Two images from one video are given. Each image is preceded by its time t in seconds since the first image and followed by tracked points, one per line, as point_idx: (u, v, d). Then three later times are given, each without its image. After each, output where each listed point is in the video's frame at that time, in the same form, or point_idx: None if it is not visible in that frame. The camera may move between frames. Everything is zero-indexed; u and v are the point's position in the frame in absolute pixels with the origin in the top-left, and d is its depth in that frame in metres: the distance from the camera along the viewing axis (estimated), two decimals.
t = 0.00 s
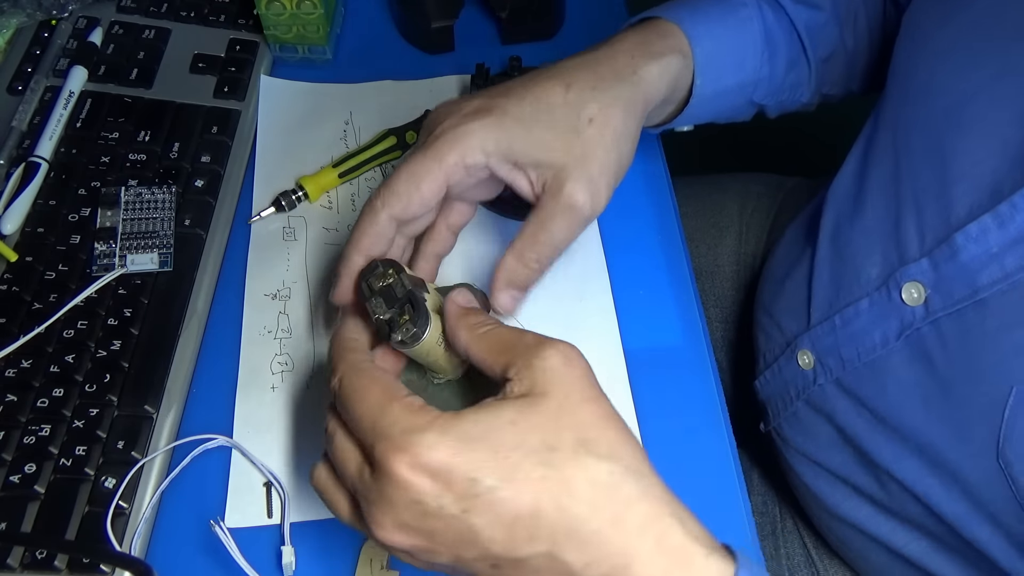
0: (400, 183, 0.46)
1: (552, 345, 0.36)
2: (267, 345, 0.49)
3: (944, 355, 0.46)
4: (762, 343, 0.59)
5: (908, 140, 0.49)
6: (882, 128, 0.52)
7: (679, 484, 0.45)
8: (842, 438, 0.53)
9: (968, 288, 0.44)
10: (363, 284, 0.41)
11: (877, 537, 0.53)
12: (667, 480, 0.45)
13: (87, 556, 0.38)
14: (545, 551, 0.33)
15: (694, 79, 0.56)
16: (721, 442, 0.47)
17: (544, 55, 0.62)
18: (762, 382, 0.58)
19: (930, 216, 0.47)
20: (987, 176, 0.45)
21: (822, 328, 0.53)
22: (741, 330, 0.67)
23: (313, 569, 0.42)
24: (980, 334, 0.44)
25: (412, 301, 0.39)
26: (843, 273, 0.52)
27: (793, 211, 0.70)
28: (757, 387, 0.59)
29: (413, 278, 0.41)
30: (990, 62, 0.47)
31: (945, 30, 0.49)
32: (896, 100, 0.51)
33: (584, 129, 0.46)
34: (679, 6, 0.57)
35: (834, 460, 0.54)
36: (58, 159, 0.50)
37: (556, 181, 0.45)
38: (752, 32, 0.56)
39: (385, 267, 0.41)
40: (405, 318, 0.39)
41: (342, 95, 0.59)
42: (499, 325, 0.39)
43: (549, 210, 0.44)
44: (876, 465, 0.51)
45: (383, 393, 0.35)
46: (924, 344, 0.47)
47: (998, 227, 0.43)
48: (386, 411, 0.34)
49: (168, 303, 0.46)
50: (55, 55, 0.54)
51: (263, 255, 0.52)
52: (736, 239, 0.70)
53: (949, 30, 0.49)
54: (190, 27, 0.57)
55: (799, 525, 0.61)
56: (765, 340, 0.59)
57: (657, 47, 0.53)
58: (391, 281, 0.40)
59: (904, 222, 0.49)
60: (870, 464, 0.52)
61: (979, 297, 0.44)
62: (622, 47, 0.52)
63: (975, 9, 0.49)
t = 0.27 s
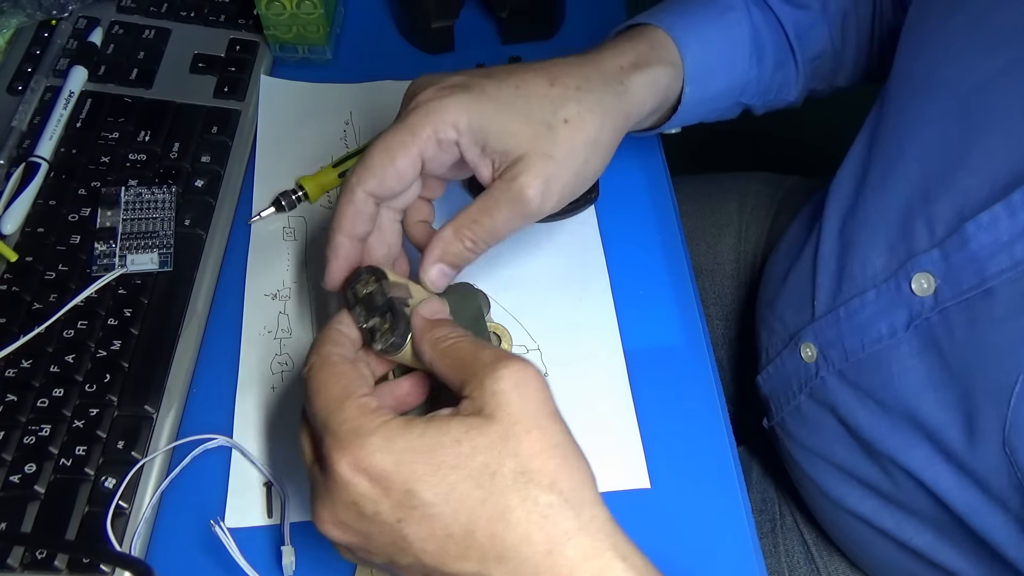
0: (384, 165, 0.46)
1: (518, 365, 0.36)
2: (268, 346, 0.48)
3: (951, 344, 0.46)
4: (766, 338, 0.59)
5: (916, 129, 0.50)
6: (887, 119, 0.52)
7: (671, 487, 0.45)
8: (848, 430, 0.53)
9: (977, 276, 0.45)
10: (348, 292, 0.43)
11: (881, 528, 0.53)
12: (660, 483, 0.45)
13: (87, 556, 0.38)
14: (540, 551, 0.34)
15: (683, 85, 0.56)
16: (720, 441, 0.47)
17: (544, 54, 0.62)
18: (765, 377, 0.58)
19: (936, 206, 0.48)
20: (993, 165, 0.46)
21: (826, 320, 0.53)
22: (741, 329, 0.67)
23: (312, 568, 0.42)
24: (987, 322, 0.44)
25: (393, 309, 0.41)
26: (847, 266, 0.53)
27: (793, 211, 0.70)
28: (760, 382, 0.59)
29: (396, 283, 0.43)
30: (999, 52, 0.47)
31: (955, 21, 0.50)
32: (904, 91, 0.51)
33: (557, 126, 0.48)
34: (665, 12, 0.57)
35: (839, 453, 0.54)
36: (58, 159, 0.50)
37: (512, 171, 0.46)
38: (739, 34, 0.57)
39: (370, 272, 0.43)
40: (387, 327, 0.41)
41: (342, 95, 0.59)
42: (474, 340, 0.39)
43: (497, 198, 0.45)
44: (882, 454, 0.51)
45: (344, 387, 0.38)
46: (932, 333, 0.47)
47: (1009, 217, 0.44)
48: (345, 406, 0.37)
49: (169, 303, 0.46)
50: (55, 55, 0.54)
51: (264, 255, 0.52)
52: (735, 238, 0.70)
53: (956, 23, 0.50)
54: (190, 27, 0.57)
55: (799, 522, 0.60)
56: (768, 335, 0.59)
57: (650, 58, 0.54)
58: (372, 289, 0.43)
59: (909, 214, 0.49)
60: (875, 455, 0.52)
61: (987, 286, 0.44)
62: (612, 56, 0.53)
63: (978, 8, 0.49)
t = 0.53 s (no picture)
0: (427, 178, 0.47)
1: (469, 381, 0.34)
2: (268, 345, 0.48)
3: (965, 339, 0.46)
4: (775, 337, 0.59)
5: (930, 123, 0.50)
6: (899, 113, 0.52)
7: (672, 488, 0.45)
8: (861, 428, 0.53)
9: (985, 272, 0.45)
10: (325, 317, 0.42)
11: (898, 527, 0.53)
12: (660, 484, 0.45)
13: (87, 556, 0.38)
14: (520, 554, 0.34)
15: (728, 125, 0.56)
16: (720, 441, 0.47)
17: (544, 54, 0.62)
18: (774, 377, 0.58)
19: (946, 203, 0.48)
20: (1004, 161, 0.46)
21: (833, 319, 0.53)
22: (745, 330, 0.67)
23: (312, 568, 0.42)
24: (1001, 317, 0.44)
25: (356, 341, 0.39)
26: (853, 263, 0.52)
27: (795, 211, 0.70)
28: (768, 382, 0.59)
29: (366, 307, 0.40)
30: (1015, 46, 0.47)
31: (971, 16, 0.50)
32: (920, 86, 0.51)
33: (608, 161, 0.46)
34: (705, 49, 0.57)
35: (851, 452, 0.54)
36: (58, 159, 0.50)
37: (564, 204, 0.45)
38: (779, 67, 0.56)
39: (335, 299, 0.41)
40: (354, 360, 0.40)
41: (342, 95, 0.59)
42: (431, 345, 0.37)
43: (548, 231, 0.44)
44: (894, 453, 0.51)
45: (301, 405, 0.38)
46: (945, 329, 0.47)
47: (1018, 210, 0.44)
48: (306, 422, 0.37)
49: (169, 303, 0.46)
50: (55, 55, 0.54)
51: (263, 255, 0.52)
52: (737, 238, 0.70)
53: (973, 18, 0.50)
54: (190, 27, 0.57)
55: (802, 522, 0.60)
56: (777, 334, 0.59)
57: (693, 96, 0.53)
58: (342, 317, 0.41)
59: (921, 210, 0.49)
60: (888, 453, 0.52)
61: (996, 282, 0.44)
62: (663, 95, 0.52)
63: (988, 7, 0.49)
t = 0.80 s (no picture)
0: (490, 197, 0.45)
1: (434, 400, 0.34)
2: (268, 345, 0.48)
3: (979, 327, 0.46)
4: (784, 332, 0.60)
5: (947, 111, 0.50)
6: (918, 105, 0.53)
7: (672, 488, 0.45)
8: (876, 418, 0.52)
9: (994, 260, 0.45)
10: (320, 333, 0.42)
11: (912, 519, 0.53)
12: (660, 484, 0.45)
13: (87, 556, 0.38)
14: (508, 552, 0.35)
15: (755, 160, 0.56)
16: (720, 440, 0.47)
17: (544, 54, 0.62)
18: (783, 371, 0.59)
19: (959, 192, 0.48)
20: (1016, 148, 0.46)
21: (845, 309, 0.53)
22: (745, 330, 0.68)
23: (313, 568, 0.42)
24: (1014, 303, 0.44)
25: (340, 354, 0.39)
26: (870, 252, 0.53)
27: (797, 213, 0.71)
28: (778, 376, 0.59)
29: (352, 317, 0.40)
30: None
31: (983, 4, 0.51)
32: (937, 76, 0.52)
33: (648, 204, 0.48)
34: (731, 81, 0.57)
35: (864, 444, 0.54)
36: (58, 159, 0.50)
37: (598, 235, 0.47)
38: (804, 98, 0.57)
39: (326, 310, 0.41)
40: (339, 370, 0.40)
41: (342, 95, 0.59)
42: (403, 358, 0.36)
43: (578, 253, 0.47)
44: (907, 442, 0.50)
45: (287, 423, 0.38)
46: (959, 316, 0.47)
47: None
48: (290, 443, 0.37)
49: (168, 303, 0.46)
50: (55, 55, 0.54)
51: (263, 255, 0.52)
52: (740, 237, 0.71)
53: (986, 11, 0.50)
54: (190, 27, 0.57)
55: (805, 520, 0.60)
56: (787, 329, 0.60)
57: (728, 132, 0.54)
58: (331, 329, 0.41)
59: (940, 200, 0.50)
60: (899, 446, 0.51)
61: (1004, 269, 0.44)
62: (703, 137, 0.53)
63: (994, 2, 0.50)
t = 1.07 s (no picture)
0: (508, 208, 0.44)
1: (413, 413, 0.34)
2: (268, 345, 0.48)
3: (983, 315, 0.47)
4: (788, 324, 0.60)
5: (953, 100, 0.51)
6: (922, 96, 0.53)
7: (671, 486, 0.45)
8: (879, 408, 0.52)
9: (998, 247, 0.45)
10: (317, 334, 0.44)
11: (914, 509, 0.53)
12: (659, 483, 0.45)
13: (87, 556, 0.38)
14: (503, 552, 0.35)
15: (759, 162, 0.56)
16: (719, 440, 0.47)
17: (544, 54, 0.62)
18: (786, 364, 0.58)
19: (963, 181, 0.48)
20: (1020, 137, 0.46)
21: (848, 301, 0.54)
22: (745, 328, 0.68)
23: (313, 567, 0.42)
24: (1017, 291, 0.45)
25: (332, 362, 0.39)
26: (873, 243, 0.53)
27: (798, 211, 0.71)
28: (780, 370, 0.59)
29: (345, 324, 0.40)
30: None
31: None
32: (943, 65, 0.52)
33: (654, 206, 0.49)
34: (736, 83, 0.57)
35: (866, 436, 0.54)
36: (58, 159, 0.50)
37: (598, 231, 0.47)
38: (808, 101, 0.57)
39: (321, 316, 0.42)
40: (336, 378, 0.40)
41: (342, 96, 0.59)
42: (387, 365, 0.36)
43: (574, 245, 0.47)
44: (909, 431, 0.50)
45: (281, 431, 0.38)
46: (963, 306, 0.48)
47: None
48: (281, 454, 0.37)
49: (169, 303, 0.46)
50: (55, 55, 0.54)
51: (263, 255, 0.52)
52: (741, 235, 0.71)
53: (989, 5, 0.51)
54: (190, 27, 0.57)
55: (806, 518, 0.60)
56: (790, 321, 0.60)
57: (733, 135, 0.54)
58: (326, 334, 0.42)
59: (944, 188, 0.50)
60: (902, 437, 0.51)
61: (1008, 256, 0.45)
62: (708, 140, 0.53)
63: None
